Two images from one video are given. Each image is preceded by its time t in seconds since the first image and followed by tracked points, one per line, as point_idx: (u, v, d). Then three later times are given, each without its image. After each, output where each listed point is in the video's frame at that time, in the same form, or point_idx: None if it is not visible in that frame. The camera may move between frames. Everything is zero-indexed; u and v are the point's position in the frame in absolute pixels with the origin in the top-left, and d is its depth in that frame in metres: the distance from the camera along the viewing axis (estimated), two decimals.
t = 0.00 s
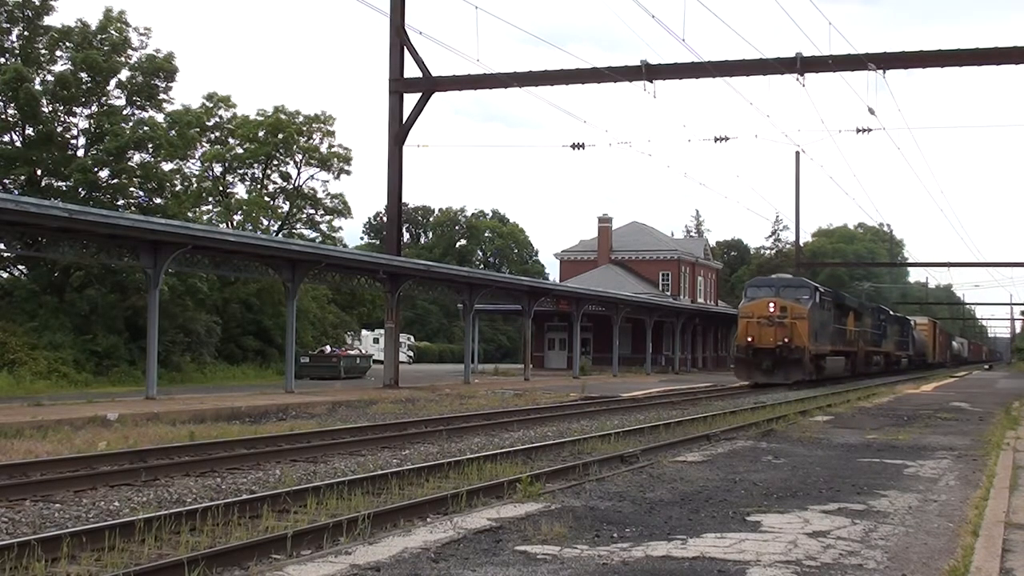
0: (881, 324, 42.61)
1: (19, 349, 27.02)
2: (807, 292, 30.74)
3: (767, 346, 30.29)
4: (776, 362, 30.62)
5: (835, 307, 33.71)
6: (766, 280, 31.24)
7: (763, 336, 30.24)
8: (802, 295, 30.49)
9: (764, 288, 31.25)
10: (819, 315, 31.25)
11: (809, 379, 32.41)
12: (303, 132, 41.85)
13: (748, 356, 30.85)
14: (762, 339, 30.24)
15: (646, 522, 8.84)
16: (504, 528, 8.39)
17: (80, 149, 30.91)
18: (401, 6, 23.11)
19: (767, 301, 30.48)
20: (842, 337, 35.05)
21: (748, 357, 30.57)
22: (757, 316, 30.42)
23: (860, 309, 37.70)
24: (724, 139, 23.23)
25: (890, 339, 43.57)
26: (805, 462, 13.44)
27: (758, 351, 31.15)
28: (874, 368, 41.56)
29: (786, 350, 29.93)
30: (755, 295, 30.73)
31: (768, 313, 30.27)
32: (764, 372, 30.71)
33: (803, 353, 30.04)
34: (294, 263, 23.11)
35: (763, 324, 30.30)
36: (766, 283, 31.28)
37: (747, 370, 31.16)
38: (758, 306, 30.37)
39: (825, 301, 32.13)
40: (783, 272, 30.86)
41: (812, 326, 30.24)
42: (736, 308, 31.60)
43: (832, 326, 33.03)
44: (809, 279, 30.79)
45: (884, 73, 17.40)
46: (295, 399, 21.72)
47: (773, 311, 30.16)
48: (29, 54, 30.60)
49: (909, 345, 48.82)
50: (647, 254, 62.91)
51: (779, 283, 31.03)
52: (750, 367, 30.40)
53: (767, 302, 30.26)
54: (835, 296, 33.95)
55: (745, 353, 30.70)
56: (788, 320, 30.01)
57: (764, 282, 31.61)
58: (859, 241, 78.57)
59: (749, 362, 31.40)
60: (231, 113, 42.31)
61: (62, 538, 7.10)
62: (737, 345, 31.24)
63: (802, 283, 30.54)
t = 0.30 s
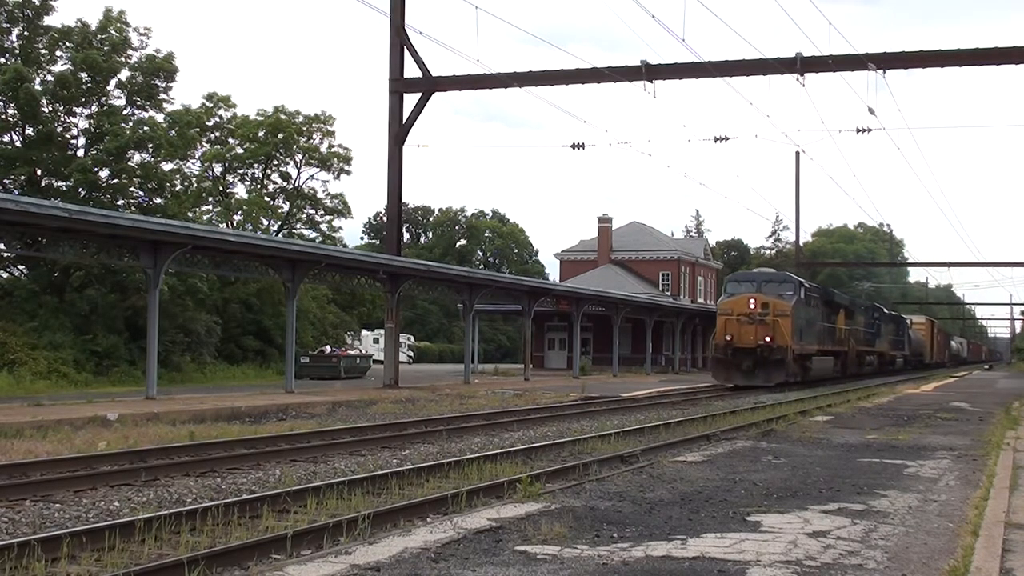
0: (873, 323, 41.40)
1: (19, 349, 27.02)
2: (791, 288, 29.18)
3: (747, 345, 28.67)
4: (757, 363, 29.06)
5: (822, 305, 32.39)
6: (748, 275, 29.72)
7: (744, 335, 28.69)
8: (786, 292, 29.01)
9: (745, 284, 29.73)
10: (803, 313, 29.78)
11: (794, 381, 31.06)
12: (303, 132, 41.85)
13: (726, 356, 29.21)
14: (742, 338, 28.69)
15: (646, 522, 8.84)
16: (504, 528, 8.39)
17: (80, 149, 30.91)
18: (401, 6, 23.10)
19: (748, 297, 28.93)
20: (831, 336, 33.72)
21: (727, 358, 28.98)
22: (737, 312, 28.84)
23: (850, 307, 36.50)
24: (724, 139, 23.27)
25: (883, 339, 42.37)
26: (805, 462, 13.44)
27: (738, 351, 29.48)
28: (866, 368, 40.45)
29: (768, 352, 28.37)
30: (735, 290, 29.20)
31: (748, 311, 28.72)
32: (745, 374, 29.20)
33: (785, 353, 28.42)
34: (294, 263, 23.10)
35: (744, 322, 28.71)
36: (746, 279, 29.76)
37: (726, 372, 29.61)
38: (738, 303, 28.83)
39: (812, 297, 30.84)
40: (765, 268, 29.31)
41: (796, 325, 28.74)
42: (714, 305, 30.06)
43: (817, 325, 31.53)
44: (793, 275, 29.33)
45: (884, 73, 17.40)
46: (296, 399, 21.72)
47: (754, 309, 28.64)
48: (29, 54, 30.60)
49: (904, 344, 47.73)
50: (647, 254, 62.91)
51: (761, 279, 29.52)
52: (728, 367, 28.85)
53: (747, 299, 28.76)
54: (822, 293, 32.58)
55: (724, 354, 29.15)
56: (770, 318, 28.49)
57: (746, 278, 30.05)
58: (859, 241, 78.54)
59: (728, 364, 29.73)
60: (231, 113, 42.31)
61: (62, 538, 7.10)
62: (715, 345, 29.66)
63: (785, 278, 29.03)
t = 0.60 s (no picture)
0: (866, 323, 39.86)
1: (19, 349, 27.02)
2: (771, 283, 27.48)
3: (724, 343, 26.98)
4: (735, 363, 27.36)
5: (807, 301, 30.83)
6: (725, 268, 28.12)
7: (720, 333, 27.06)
8: (767, 287, 27.35)
9: (723, 279, 28.11)
10: (786, 309, 28.11)
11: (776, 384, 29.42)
12: (303, 132, 41.84)
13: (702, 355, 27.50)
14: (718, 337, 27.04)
15: (646, 522, 8.85)
16: (504, 528, 8.39)
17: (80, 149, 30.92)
18: (401, 6, 23.10)
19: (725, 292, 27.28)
20: (818, 335, 32.09)
21: (703, 357, 27.35)
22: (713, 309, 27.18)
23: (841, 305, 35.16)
24: (724, 139, 23.26)
25: (877, 339, 40.82)
26: (805, 462, 13.44)
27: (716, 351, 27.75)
28: (859, 369, 39.04)
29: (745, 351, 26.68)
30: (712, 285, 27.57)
31: (725, 307, 27.10)
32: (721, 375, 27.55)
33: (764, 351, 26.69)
34: (294, 263, 23.09)
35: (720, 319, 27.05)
36: (724, 273, 28.13)
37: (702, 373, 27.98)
38: (715, 299, 27.20)
39: (795, 293, 29.31)
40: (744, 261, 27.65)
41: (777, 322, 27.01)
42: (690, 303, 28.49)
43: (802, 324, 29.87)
44: (775, 269, 27.65)
45: (883, 73, 17.40)
46: (296, 399, 21.73)
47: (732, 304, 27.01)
48: (29, 54, 30.61)
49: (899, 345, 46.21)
50: (647, 254, 62.92)
51: (740, 273, 27.90)
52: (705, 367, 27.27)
53: (724, 294, 27.15)
54: (808, 289, 30.94)
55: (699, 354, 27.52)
56: (748, 315, 26.84)
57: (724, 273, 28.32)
58: (859, 241, 78.55)
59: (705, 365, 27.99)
60: (231, 113, 42.31)
61: (62, 538, 7.10)
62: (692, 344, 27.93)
63: (765, 272, 27.35)
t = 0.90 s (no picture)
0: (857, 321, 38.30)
1: (19, 349, 27.03)
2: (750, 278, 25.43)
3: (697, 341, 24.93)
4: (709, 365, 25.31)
5: (790, 297, 29.03)
6: (700, 261, 26.06)
7: (693, 331, 24.96)
8: (745, 280, 25.28)
9: (697, 272, 26.03)
10: (766, 304, 26.06)
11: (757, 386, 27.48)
12: (303, 132, 41.83)
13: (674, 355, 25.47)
14: (691, 335, 24.94)
15: (646, 522, 8.85)
16: (504, 528, 8.39)
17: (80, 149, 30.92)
18: (401, 6, 23.09)
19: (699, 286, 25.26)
20: (803, 333, 30.29)
21: (674, 356, 25.38)
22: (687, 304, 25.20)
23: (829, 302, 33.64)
24: (724, 139, 23.21)
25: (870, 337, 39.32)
26: (805, 462, 13.44)
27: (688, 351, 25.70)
28: (850, 369, 37.55)
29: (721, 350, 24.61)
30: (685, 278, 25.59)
31: (698, 302, 25.01)
32: (694, 377, 25.46)
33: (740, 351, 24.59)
34: (294, 263, 23.08)
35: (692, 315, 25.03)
36: (699, 266, 26.06)
37: (673, 376, 25.93)
38: (687, 293, 25.22)
39: (778, 288, 27.44)
40: (721, 253, 25.68)
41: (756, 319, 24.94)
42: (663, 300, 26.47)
43: (785, 322, 27.91)
44: (754, 261, 25.61)
45: (884, 73, 17.40)
46: (296, 399, 21.73)
47: (706, 300, 24.91)
48: (29, 54, 30.61)
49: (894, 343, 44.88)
50: (647, 254, 62.94)
51: (716, 265, 25.83)
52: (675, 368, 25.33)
53: (697, 288, 25.05)
54: (791, 284, 29.07)
55: (670, 354, 25.41)
56: (725, 310, 24.73)
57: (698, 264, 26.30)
58: (859, 241, 78.59)
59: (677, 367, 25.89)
60: (231, 113, 42.31)
61: (62, 538, 7.10)
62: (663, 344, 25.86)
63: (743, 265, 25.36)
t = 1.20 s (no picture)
0: (847, 320, 36.71)
1: (19, 349, 27.03)
2: (724, 270, 23.41)
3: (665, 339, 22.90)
4: (677, 365, 23.28)
5: (772, 292, 27.30)
6: (669, 251, 24.03)
7: (660, 328, 22.99)
8: (719, 273, 23.31)
9: (666, 263, 24.00)
10: (743, 299, 24.14)
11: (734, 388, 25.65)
12: (303, 132, 41.84)
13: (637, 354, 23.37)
14: (658, 333, 22.95)
15: (646, 522, 8.85)
16: (504, 528, 8.39)
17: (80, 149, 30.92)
18: (402, 6, 23.10)
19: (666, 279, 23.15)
20: (787, 331, 28.56)
21: (640, 356, 23.28)
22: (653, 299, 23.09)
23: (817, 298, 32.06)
24: (724, 139, 23.22)
25: (862, 337, 37.91)
26: (805, 462, 13.44)
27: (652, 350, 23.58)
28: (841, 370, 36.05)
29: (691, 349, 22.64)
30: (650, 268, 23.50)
31: (665, 296, 22.98)
32: (661, 379, 23.50)
33: (712, 350, 22.64)
34: (294, 263, 23.07)
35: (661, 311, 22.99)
36: (667, 257, 24.06)
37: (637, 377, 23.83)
38: (654, 286, 23.10)
39: (759, 282, 25.60)
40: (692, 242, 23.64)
41: (729, 315, 22.97)
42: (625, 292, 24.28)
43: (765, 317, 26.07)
44: (728, 252, 23.62)
45: (883, 73, 17.40)
46: (296, 399, 21.73)
47: (674, 294, 22.91)
48: (29, 54, 30.62)
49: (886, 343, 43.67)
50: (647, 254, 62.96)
51: (687, 256, 23.82)
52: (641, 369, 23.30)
53: (665, 281, 23.00)
54: (775, 279, 27.36)
55: (634, 353, 23.38)
56: (695, 306, 22.75)
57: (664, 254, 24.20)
58: (859, 241, 78.64)
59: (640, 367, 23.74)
60: (231, 113, 42.31)
61: (62, 538, 7.10)
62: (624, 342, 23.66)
63: (717, 256, 23.36)
